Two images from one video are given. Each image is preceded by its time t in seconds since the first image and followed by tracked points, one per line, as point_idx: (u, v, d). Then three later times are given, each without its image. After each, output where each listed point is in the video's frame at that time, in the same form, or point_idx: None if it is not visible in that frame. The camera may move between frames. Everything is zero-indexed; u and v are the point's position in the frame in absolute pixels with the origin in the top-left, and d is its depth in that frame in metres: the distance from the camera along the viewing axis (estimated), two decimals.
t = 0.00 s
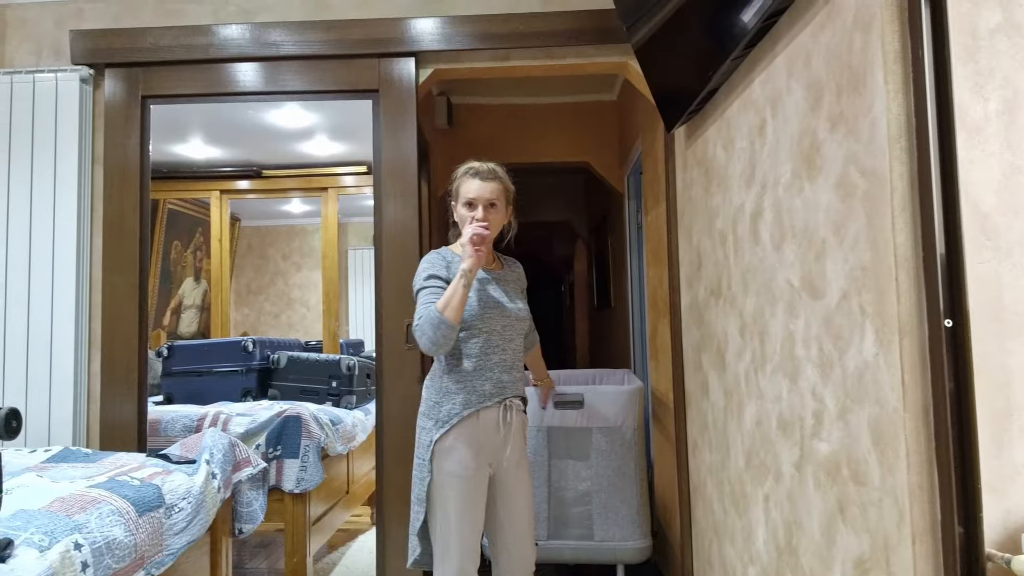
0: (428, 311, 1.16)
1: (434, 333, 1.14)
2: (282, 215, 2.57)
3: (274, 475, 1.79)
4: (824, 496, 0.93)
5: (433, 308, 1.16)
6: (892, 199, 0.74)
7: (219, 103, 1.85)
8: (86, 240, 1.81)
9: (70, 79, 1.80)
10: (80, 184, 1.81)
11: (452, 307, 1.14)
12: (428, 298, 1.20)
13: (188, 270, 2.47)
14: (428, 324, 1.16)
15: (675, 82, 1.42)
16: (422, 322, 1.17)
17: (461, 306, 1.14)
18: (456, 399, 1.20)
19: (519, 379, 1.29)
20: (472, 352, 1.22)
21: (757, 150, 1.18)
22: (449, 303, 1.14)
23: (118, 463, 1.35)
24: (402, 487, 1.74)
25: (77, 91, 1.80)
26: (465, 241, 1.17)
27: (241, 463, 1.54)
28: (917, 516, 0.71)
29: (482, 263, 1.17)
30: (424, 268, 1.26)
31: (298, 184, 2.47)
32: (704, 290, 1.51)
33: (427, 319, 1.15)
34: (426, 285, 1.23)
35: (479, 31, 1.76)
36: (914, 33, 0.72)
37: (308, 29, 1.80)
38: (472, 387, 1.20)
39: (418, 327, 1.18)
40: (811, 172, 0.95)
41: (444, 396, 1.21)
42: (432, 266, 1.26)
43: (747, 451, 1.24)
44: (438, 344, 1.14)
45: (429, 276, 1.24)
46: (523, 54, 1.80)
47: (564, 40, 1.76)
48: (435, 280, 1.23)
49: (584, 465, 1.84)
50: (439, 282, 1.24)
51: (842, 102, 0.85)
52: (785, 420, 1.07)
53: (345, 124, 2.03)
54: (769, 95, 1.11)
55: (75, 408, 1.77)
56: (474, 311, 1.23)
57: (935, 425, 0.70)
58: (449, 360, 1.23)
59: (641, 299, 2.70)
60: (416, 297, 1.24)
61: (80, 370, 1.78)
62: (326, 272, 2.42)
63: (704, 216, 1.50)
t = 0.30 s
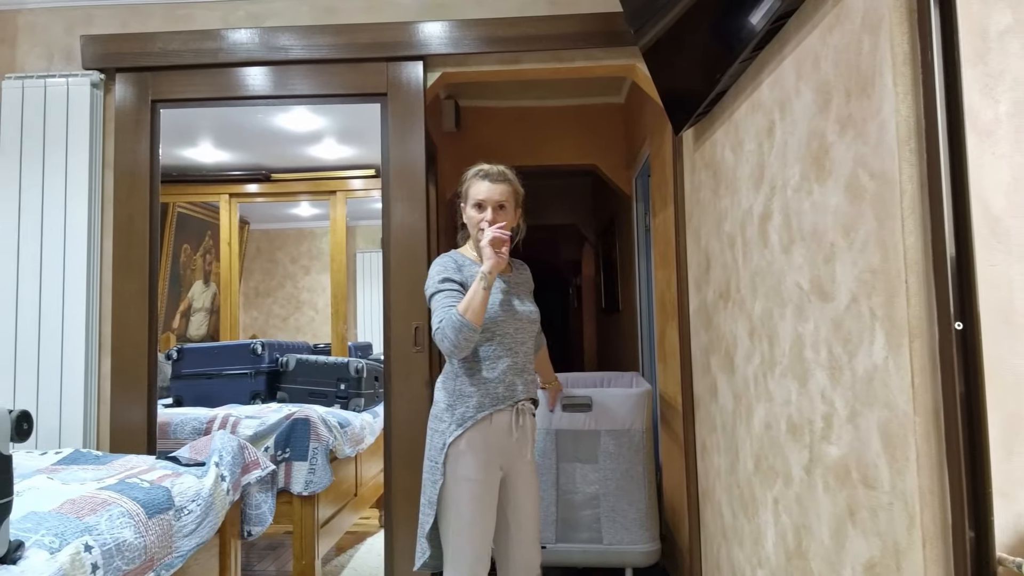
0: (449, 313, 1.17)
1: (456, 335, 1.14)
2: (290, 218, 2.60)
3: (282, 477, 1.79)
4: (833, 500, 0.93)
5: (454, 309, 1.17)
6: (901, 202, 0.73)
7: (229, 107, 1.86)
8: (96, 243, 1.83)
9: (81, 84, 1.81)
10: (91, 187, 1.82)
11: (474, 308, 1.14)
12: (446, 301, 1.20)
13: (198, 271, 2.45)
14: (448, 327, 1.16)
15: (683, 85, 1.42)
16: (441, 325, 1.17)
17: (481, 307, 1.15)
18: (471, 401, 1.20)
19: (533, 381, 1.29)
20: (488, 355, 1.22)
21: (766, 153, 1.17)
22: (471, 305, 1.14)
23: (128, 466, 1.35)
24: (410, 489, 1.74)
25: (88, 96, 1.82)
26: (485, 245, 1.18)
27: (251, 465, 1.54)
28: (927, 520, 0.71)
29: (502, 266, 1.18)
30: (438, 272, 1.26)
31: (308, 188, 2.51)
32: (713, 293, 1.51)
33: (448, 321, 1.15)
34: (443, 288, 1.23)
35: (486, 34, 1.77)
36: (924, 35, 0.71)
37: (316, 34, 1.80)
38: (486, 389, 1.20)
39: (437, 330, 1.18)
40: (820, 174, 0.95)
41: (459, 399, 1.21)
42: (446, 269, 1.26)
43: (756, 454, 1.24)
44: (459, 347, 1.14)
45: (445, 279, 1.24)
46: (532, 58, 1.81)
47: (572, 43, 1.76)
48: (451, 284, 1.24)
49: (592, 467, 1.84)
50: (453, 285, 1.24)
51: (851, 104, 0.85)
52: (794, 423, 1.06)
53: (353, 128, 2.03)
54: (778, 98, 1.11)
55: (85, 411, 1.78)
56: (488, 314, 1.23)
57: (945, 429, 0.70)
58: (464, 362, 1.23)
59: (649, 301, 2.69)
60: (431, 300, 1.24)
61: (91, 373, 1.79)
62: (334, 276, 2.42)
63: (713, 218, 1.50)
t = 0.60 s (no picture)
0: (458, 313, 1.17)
1: (465, 337, 1.14)
2: (296, 219, 2.61)
3: (288, 478, 1.79)
4: (840, 501, 0.92)
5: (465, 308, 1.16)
6: (908, 203, 0.73)
7: (236, 107, 1.85)
8: (104, 244, 1.84)
9: (89, 86, 1.82)
10: (98, 189, 1.83)
11: (484, 310, 1.14)
12: (455, 303, 1.20)
13: (205, 272, 2.48)
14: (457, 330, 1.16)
15: (688, 86, 1.42)
16: (450, 328, 1.17)
17: (490, 309, 1.15)
18: (479, 403, 1.20)
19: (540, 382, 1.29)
20: (496, 357, 1.22)
21: (771, 153, 1.17)
22: (480, 307, 1.14)
23: (135, 466, 1.36)
24: (415, 491, 1.74)
25: (96, 98, 1.83)
26: (494, 247, 1.18)
27: (256, 466, 1.55)
28: (935, 522, 0.70)
29: (512, 269, 1.18)
30: (447, 274, 1.26)
31: (313, 189, 2.52)
32: (718, 294, 1.51)
33: (458, 324, 1.15)
34: (451, 290, 1.23)
35: (491, 36, 1.77)
36: (931, 35, 0.71)
37: (322, 35, 1.81)
38: (494, 391, 1.20)
39: (446, 332, 1.18)
40: (826, 175, 0.95)
41: (467, 400, 1.21)
42: (454, 271, 1.26)
43: (762, 456, 1.23)
44: (468, 349, 1.14)
45: (453, 281, 1.24)
46: (537, 59, 1.82)
47: (577, 45, 1.77)
48: (459, 286, 1.24)
49: (598, 468, 1.84)
50: (462, 286, 1.24)
51: (857, 105, 0.85)
52: (800, 424, 1.06)
53: (360, 129, 2.03)
54: (784, 99, 1.11)
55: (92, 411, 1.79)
56: (496, 316, 1.23)
57: (953, 432, 0.69)
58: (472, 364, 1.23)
59: (655, 303, 2.69)
60: (439, 301, 1.24)
61: (98, 374, 1.80)
62: (339, 278, 2.44)
63: (718, 219, 1.50)
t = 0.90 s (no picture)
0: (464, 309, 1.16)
1: (471, 335, 1.14)
2: (300, 220, 2.56)
3: (291, 479, 1.79)
4: (843, 502, 0.92)
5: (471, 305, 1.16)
6: (912, 205, 0.73)
7: (240, 109, 1.87)
8: (108, 245, 1.84)
9: (93, 88, 1.83)
10: (102, 190, 1.83)
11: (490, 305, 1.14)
12: (460, 302, 1.20)
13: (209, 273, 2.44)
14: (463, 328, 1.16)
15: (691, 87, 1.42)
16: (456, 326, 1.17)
17: (496, 307, 1.15)
18: (483, 403, 1.20)
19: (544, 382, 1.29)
20: (500, 357, 1.22)
21: (775, 154, 1.17)
22: (486, 302, 1.14)
23: (139, 467, 1.36)
24: (418, 492, 1.74)
25: (100, 100, 1.83)
26: (497, 244, 1.18)
27: (259, 467, 1.55)
28: (938, 523, 0.70)
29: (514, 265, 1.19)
30: (451, 273, 1.26)
31: (317, 190, 2.51)
32: (722, 295, 1.51)
33: (465, 322, 1.14)
34: (456, 289, 1.23)
35: (493, 38, 1.77)
36: (935, 36, 0.71)
37: (326, 37, 1.81)
38: (498, 391, 1.20)
39: (453, 331, 1.18)
40: (829, 176, 0.95)
41: (471, 400, 1.20)
42: (458, 272, 1.26)
43: (766, 457, 1.23)
44: (475, 347, 1.14)
45: (457, 281, 1.24)
46: (541, 61, 1.83)
47: (579, 46, 1.77)
48: (464, 285, 1.24)
49: (601, 469, 1.84)
50: (467, 286, 1.24)
51: (861, 105, 0.85)
52: (803, 425, 1.06)
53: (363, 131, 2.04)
54: (787, 99, 1.11)
55: (96, 412, 1.79)
56: (502, 315, 1.23)
57: (956, 434, 0.69)
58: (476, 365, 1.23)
59: (658, 304, 2.69)
60: (444, 301, 1.24)
61: (102, 375, 1.80)
62: (342, 279, 2.41)
63: (722, 220, 1.50)
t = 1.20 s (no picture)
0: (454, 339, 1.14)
1: (457, 358, 1.13)
2: (302, 221, 2.50)
3: (293, 480, 1.79)
4: (845, 504, 0.92)
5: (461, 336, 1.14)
6: (913, 206, 0.73)
7: (244, 110, 1.87)
8: (110, 247, 1.84)
9: (95, 89, 1.83)
10: (105, 191, 1.84)
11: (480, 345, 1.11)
12: (451, 316, 1.18)
13: (211, 275, 2.36)
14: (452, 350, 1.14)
15: (694, 88, 1.42)
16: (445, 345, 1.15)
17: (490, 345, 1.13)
18: (485, 406, 1.20)
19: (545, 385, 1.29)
20: (499, 363, 1.21)
21: (777, 154, 1.17)
22: (476, 342, 1.12)
23: (141, 468, 1.36)
24: (420, 493, 1.74)
25: (103, 101, 1.84)
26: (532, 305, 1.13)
27: (262, 468, 1.55)
28: (940, 524, 0.70)
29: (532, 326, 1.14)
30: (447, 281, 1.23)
31: (318, 191, 2.50)
32: (724, 296, 1.51)
33: (450, 355, 1.12)
34: (449, 300, 1.20)
35: (495, 39, 1.78)
36: (937, 36, 0.71)
37: (328, 39, 1.81)
38: (499, 393, 1.20)
39: (441, 346, 1.16)
40: (831, 177, 0.95)
41: (472, 404, 1.21)
42: (453, 277, 1.23)
43: (768, 458, 1.23)
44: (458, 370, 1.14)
45: (451, 289, 1.21)
46: (542, 62, 1.82)
47: (581, 47, 1.77)
48: (458, 294, 1.21)
49: (603, 471, 1.84)
50: (462, 296, 1.21)
51: (862, 106, 0.85)
52: (806, 427, 1.06)
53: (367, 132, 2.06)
54: (789, 100, 1.11)
55: (99, 413, 1.79)
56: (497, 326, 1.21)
57: (959, 435, 0.69)
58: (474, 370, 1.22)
59: (660, 305, 2.69)
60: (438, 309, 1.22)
61: (104, 376, 1.80)
62: (345, 280, 2.38)
63: (724, 221, 1.50)
